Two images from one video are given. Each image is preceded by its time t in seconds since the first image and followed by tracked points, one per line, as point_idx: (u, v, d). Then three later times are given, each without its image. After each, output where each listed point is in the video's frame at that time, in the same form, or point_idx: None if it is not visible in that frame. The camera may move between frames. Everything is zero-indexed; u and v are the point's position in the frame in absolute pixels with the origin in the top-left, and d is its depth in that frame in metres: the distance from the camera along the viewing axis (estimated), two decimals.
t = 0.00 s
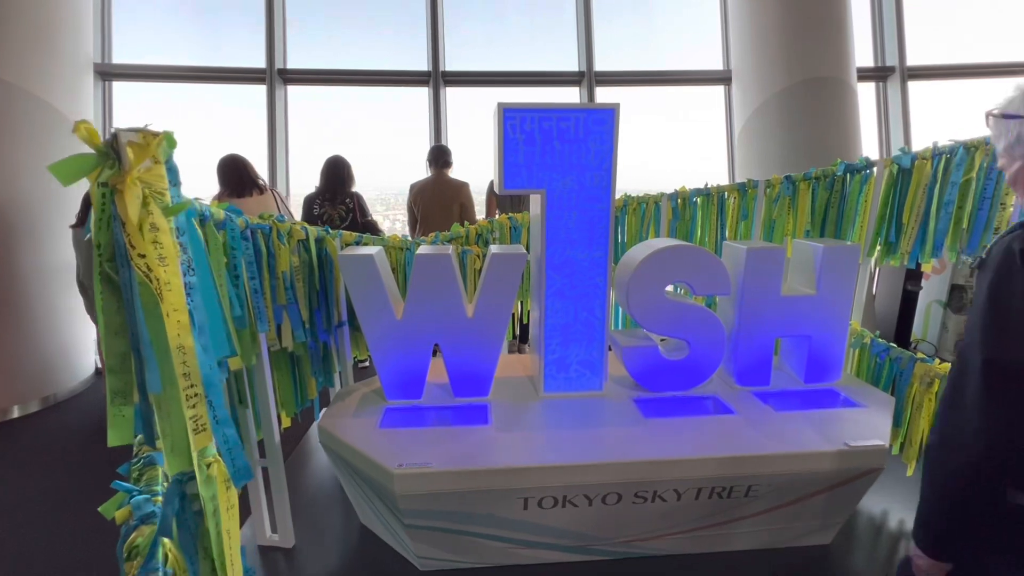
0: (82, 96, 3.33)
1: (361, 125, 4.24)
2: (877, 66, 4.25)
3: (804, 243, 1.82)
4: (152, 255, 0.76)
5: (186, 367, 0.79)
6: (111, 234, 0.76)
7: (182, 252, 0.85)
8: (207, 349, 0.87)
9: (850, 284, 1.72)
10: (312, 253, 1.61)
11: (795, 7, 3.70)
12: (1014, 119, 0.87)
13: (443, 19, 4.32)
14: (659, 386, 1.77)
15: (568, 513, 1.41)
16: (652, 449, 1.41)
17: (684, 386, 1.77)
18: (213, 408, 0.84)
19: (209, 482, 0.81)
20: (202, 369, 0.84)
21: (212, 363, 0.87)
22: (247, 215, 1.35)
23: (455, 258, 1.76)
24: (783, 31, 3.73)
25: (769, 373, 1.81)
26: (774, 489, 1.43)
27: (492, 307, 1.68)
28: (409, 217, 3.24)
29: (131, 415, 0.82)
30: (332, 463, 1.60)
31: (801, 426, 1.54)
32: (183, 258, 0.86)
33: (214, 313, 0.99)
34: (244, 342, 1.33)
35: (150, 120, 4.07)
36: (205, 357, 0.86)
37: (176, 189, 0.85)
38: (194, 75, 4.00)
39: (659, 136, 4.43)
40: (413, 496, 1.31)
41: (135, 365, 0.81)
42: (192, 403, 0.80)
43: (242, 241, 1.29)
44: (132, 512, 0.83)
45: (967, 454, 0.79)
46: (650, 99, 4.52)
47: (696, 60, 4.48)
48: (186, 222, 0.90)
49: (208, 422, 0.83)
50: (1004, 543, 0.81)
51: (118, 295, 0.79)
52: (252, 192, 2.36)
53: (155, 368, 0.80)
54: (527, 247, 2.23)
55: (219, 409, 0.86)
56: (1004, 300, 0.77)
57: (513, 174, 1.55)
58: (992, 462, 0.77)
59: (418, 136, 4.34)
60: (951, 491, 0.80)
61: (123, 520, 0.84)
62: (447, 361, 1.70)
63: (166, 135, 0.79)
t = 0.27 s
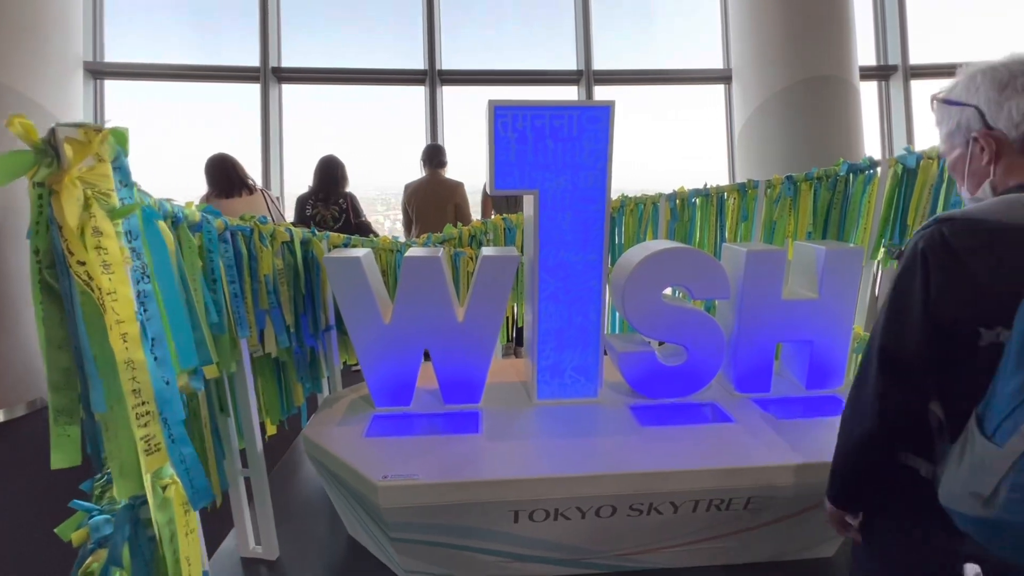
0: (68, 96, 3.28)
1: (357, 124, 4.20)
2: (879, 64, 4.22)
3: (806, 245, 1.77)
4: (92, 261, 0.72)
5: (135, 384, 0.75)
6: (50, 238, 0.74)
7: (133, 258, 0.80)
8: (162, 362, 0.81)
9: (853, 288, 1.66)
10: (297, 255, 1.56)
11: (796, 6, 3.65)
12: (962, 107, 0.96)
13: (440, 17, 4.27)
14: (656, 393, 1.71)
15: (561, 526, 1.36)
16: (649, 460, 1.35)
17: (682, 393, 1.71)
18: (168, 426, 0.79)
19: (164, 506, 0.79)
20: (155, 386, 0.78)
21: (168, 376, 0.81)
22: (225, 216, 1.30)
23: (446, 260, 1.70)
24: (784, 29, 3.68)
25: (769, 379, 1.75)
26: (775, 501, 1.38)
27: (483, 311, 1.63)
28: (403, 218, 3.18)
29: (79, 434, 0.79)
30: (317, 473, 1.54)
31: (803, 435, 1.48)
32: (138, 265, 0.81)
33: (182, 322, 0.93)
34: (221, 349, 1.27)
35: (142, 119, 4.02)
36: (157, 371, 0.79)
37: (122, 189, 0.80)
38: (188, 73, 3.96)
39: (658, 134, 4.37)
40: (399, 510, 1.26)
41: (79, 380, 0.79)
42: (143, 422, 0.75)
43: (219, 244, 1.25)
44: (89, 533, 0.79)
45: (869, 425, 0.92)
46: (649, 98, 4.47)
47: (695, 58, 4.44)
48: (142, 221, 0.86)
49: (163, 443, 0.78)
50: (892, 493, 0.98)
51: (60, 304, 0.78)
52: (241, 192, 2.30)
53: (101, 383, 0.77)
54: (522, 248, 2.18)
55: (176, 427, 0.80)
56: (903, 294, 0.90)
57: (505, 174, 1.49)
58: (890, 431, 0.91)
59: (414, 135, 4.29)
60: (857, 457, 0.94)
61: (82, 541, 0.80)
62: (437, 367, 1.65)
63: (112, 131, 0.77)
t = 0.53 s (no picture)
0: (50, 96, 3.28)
1: (353, 124, 4.16)
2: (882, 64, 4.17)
3: (805, 251, 1.71)
4: (21, 280, 0.67)
5: (74, 410, 0.70)
6: None
7: (78, 273, 0.75)
8: (109, 384, 0.76)
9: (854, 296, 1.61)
10: (280, 261, 1.52)
11: (797, 6, 3.60)
12: (909, 109, 0.95)
13: (437, 16, 4.23)
14: (652, 403, 1.67)
15: (552, 543, 1.30)
16: (643, 475, 1.30)
17: (677, 402, 1.66)
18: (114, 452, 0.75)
19: (112, 536, 0.76)
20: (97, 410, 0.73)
21: (115, 398, 0.77)
22: (203, 221, 1.26)
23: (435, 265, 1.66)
24: (784, 28, 3.62)
25: (767, 389, 1.70)
26: (774, 517, 1.33)
27: (473, 318, 1.58)
28: (398, 220, 3.14)
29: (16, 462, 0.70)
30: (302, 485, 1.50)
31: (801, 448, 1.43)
32: (80, 281, 0.75)
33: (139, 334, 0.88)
34: (197, 360, 1.22)
35: (137, 119, 4.00)
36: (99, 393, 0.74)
37: (62, 197, 0.74)
38: (182, 73, 3.93)
39: (657, 135, 4.32)
40: (382, 527, 1.21)
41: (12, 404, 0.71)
42: (83, 450, 0.70)
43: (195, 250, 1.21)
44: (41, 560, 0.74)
45: (799, 424, 0.97)
46: (648, 98, 4.42)
47: (695, 58, 4.39)
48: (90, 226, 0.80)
49: (109, 471, 0.73)
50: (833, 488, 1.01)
51: None
52: (231, 194, 2.26)
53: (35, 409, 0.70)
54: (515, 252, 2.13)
55: (123, 454, 0.76)
56: (833, 302, 0.93)
57: (494, 178, 1.44)
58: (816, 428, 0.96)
59: (411, 135, 4.25)
60: (787, 447, 1.00)
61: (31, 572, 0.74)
62: (425, 376, 1.60)
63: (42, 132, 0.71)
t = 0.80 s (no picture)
0: (37, 94, 3.30)
1: (350, 123, 4.12)
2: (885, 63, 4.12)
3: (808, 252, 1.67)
4: None
5: (19, 423, 0.63)
6: None
7: (31, 275, 0.68)
8: (62, 395, 0.69)
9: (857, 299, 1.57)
10: (267, 261, 1.48)
11: (799, 3, 3.55)
12: (877, 107, 0.91)
13: (435, 14, 4.19)
14: (648, 408, 1.63)
15: (542, 554, 1.26)
16: (638, 484, 1.26)
17: (674, 407, 1.62)
18: (64, 469, 0.68)
19: (62, 559, 0.70)
20: (43, 423, 0.66)
21: (69, 409, 0.70)
22: (184, 221, 1.22)
23: (427, 266, 1.62)
24: (787, 26, 3.57)
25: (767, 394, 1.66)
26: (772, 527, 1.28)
27: (464, 321, 1.54)
28: (394, 220, 3.10)
29: None
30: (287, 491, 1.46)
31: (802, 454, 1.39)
32: (28, 285, 0.68)
33: (106, 340, 0.83)
34: (178, 364, 1.18)
35: (133, 117, 3.97)
36: (48, 404, 0.67)
37: (6, 196, 0.66)
38: (178, 71, 3.91)
39: (658, 134, 4.27)
40: (366, 536, 1.17)
41: None
42: (29, 467, 0.63)
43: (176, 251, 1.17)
44: None
45: (775, 438, 0.92)
46: (648, 97, 4.37)
47: (696, 57, 4.34)
48: (48, 223, 0.74)
49: (58, 488, 0.67)
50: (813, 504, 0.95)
51: None
52: (223, 192, 2.21)
53: None
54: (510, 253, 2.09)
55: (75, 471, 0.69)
56: (794, 313, 0.90)
57: (486, 176, 1.40)
58: (786, 439, 0.91)
59: (409, 134, 4.22)
60: (769, 464, 0.94)
61: None
62: (416, 380, 1.56)
63: None
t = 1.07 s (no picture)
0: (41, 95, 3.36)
1: (349, 120, 4.10)
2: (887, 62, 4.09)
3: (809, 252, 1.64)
4: None
5: None
6: None
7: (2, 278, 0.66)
8: (33, 401, 0.67)
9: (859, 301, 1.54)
10: (260, 260, 1.46)
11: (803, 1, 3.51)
12: (855, 111, 0.90)
13: (435, 11, 4.16)
14: (648, 410, 1.60)
15: (538, 560, 1.23)
16: (637, 489, 1.24)
17: (674, 409, 1.60)
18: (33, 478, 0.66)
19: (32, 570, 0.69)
20: (11, 431, 0.64)
21: (41, 416, 0.68)
22: (173, 219, 1.20)
23: (423, 265, 1.59)
24: (791, 23, 3.54)
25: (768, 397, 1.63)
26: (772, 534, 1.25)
27: (461, 322, 1.51)
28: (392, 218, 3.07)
29: None
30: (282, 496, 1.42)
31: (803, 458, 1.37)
32: None
33: (86, 343, 0.81)
34: (168, 367, 1.16)
35: (131, 114, 3.95)
36: (16, 411, 0.65)
37: None
38: (175, 68, 3.88)
39: (659, 132, 4.23)
40: (357, 542, 1.15)
41: None
42: None
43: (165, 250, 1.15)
44: None
45: (770, 448, 0.89)
46: (649, 95, 4.33)
47: (698, 55, 4.31)
48: (23, 223, 0.72)
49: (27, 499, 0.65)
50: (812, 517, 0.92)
51: None
52: (219, 190, 2.19)
53: None
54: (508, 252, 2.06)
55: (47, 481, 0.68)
56: (790, 318, 0.87)
57: (483, 174, 1.38)
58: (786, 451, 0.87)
59: (408, 132, 4.19)
60: (765, 476, 0.90)
61: None
62: (411, 381, 1.54)
63: None
